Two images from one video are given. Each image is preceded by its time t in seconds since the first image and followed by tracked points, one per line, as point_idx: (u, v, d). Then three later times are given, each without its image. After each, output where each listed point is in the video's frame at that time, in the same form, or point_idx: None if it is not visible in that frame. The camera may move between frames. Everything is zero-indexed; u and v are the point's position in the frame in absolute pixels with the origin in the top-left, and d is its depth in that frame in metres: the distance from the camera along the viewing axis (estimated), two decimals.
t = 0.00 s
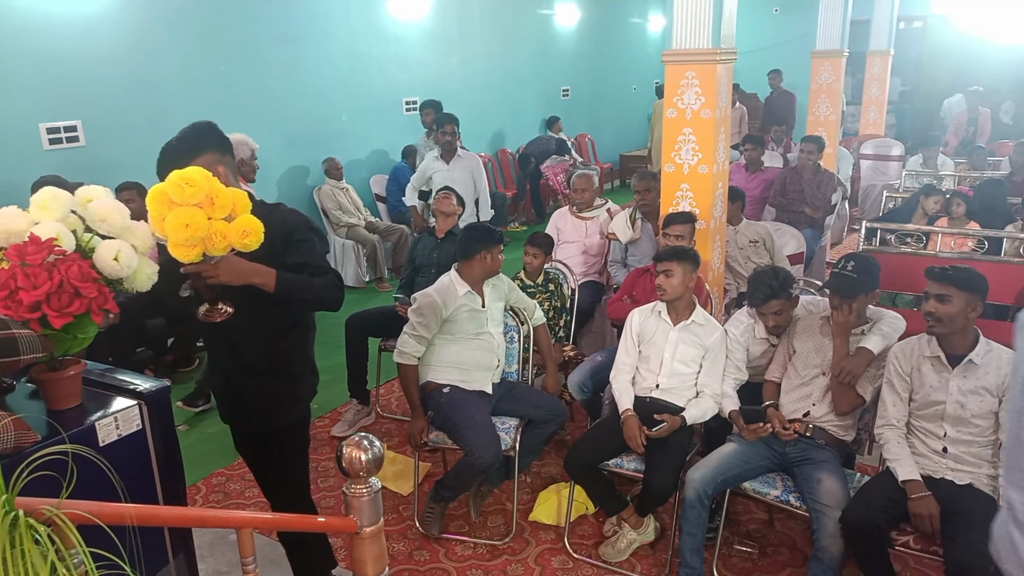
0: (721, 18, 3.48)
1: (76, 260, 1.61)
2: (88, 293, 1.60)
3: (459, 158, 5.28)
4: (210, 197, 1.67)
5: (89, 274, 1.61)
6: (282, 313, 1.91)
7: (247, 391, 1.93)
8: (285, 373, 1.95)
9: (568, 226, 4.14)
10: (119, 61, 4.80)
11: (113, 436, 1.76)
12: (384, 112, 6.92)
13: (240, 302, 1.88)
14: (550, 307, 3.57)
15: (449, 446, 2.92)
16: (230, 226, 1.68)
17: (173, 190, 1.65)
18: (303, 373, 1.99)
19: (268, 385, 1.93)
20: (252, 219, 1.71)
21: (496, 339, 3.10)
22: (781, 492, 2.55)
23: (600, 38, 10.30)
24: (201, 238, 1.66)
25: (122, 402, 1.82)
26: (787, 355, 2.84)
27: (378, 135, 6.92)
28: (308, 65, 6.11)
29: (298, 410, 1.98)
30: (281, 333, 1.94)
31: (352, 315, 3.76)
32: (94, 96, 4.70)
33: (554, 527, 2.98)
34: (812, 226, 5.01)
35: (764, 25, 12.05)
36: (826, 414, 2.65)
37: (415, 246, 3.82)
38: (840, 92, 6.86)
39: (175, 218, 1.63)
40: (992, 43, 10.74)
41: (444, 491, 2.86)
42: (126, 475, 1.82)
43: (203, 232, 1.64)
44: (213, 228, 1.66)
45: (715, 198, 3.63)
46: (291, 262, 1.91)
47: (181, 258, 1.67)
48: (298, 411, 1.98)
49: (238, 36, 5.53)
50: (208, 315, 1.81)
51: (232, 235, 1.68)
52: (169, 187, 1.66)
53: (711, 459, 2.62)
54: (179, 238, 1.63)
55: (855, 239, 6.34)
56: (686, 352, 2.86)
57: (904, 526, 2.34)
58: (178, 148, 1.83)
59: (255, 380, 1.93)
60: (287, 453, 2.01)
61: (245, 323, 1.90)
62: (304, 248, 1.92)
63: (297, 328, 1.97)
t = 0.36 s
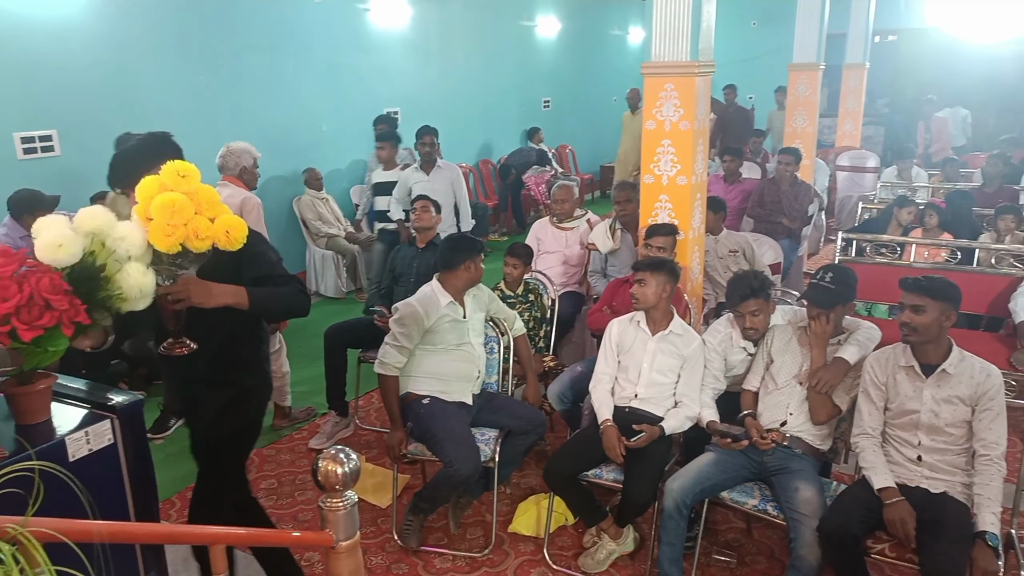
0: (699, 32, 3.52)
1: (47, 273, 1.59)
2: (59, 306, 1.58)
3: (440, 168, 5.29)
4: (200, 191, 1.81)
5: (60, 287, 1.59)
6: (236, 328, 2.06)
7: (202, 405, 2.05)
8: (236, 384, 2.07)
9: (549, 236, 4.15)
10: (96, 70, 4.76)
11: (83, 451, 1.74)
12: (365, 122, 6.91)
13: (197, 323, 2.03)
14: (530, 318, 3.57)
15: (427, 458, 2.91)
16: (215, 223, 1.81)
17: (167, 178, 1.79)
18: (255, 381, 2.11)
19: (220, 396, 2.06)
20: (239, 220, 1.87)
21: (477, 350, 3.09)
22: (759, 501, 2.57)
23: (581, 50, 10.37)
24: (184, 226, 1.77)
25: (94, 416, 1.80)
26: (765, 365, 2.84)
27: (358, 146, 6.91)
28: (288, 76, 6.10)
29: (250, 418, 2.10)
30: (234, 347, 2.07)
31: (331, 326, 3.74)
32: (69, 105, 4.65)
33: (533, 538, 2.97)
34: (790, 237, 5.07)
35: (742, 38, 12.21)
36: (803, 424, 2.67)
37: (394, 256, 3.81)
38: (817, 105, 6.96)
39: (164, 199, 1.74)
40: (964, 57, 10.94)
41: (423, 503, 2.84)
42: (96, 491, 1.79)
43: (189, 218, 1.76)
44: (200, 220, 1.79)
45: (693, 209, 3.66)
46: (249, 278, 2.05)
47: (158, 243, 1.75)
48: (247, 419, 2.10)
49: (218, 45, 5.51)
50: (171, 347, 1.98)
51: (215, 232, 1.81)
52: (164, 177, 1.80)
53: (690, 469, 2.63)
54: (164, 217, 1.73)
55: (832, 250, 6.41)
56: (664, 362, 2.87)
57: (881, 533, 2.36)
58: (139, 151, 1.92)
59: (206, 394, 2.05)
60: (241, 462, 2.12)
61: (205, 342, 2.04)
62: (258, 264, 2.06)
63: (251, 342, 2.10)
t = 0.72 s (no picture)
0: (660, 32, 3.55)
1: None
2: (7, 312, 1.53)
3: (405, 169, 5.24)
4: (208, 213, 1.85)
5: (7, 293, 1.55)
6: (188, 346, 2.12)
7: (149, 425, 2.06)
8: (186, 402, 2.12)
9: (515, 236, 4.15)
10: (47, 71, 4.64)
11: (37, 462, 1.69)
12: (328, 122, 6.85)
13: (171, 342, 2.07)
14: (497, 318, 3.56)
15: (394, 461, 2.88)
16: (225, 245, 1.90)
17: (178, 201, 1.81)
18: (201, 398, 2.17)
19: (171, 414, 2.09)
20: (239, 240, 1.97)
21: (444, 351, 3.09)
22: (724, 496, 2.60)
23: (545, 50, 10.40)
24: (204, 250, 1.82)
25: (47, 426, 1.75)
26: (729, 361, 2.88)
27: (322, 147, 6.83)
28: (249, 76, 6.01)
29: (193, 436, 2.16)
30: (185, 366, 2.12)
31: (296, 329, 3.69)
32: (19, 107, 4.52)
33: (502, 538, 2.97)
34: (752, 235, 5.14)
35: (704, 38, 12.36)
36: (766, 419, 2.70)
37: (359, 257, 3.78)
38: (777, 104, 7.07)
39: (185, 226, 1.77)
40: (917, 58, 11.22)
41: (390, 506, 2.82)
42: (51, 507, 1.73)
43: (210, 242, 1.82)
44: (216, 245, 1.84)
45: (657, 208, 3.69)
46: (203, 294, 2.10)
47: (177, 271, 1.78)
48: (194, 437, 2.17)
49: (177, 44, 5.40)
50: (149, 368, 2.02)
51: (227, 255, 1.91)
52: (175, 200, 1.81)
53: (656, 465, 2.65)
54: (193, 245, 1.77)
55: (793, 247, 6.52)
56: (630, 360, 2.89)
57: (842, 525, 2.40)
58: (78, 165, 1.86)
59: (158, 413, 2.07)
60: (174, 477, 2.16)
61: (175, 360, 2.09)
62: (211, 281, 2.12)
63: (197, 362, 2.16)
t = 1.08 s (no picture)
0: (631, 33, 3.57)
1: None
2: None
3: (381, 172, 5.17)
4: (173, 246, 1.86)
5: None
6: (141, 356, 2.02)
7: (114, 435, 2.02)
8: (148, 411, 2.05)
9: (491, 238, 4.14)
10: (9, 74, 4.54)
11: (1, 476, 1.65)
12: (300, 125, 6.78)
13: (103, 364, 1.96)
14: (474, 320, 3.55)
15: (372, 466, 2.86)
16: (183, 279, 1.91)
17: (147, 230, 1.81)
18: (165, 405, 2.10)
19: (132, 423, 2.03)
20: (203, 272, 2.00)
21: (420, 355, 3.07)
22: (702, 493, 2.62)
23: (517, 51, 10.40)
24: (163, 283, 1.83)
25: (12, 439, 1.71)
26: (704, 359, 2.90)
27: (295, 151, 6.77)
28: (219, 80, 5.93)
29: (161, 443, 2.09)
30: (144, 377, 2.04)
31: (270, 334, 3.65)
32: None
33: (481, 541, 2.96)
34: (725, 233, 5.18)
35: (675, 38, 12.46)
36: (742, 416, 2.72)
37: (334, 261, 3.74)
38: (747, 103, 7.14)
39: (150, 260, 1.77)
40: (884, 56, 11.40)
41: (369, 512, 2.79)
42: (14, 520, 1.69)
43: (169, 278, 1.83)
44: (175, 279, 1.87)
45: (631, 208, 3.71)
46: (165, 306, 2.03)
47: (129, 301, 1.78)
48: (162, 446, 2.10)
49: (143, 47, 5.31)
50: (74, 389, 1.94)
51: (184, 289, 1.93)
52: (144, 228, 1.80)
53: (634, 465, 2.66)
54: (155, 279, 1.78)
55: (765, 244, 6.59)
56: (606, 360, 2.90)
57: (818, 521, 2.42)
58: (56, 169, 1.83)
59: (119, 422, 2.02)
60: (145, 485, 2.10)
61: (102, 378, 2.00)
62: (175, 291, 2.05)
63: (163, 368, 2.08)
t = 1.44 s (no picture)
0: (587, 36, 3.59)
1: None
2: None
3: (336, 176, 5.13)
4: (74, 237, 1.74)
5: None
6: (84, 367, 1.95)
7: (57, 447, 1.96)
8: (96, 424, 1.99)
9: (452, 241, 4.12)
10: None
11: None
12: (255, 129, 6.67)
13: (35, 370, 1.89)
14: (435, 324, 3.53)
15: (333, 474, 2.82)
16: (89, 276, 1.81)
17: (38, 223, 1.68)
18: (114, 417, 2.03)
19: (81, 435, 1.97)
20: (114, 270, 1.90)
21: (381, 361, 3.03)
22: (664, 493, 2.64)
23: (475, 54, 10.39)
24: (59, 277, 1.70)
25: None
26: (664, 359, 2.92)
27: (250, 155, 6.66)
28: (170, 84, 5.80)
29: (108, 457, 2.04)
30: (91, 388, 1.98)
31: (226, 342, 3.58)
32: None
33: (446, 547, 2.94)
34: (683, 233, 5.24)
35: (632, 41, 12.59)
36: (702, 415, 2.76)
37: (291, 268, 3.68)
38: (703, 106, 7.24)
39: (41, 252, 1.65)
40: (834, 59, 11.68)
41: (330, 521, 2.75)
42: None
43: (66, 272, 1.71)
44: (77, 272, 1.76)
45: (590, 210, 3.73)
46: (107, 318, 1.96)
47: (25, 296, 1.66)
48: (112, 458, 2.05)
49: (91, 49, 5.17)
50: None
51: (92, 284, 1.83)
52: (33, 220, 1.68)
53: (597, 466, 2.68)
54: (46, 273, 1.66)
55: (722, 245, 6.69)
56: (568, 362, 2.91)
57: (778, 516, 2.46)
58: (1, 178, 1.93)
59: (67, 433, 1.96)
60: (90, 499, 2.04)
61: (35, 387, 1.91)
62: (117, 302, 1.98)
63: (111, 378, 2.02)
